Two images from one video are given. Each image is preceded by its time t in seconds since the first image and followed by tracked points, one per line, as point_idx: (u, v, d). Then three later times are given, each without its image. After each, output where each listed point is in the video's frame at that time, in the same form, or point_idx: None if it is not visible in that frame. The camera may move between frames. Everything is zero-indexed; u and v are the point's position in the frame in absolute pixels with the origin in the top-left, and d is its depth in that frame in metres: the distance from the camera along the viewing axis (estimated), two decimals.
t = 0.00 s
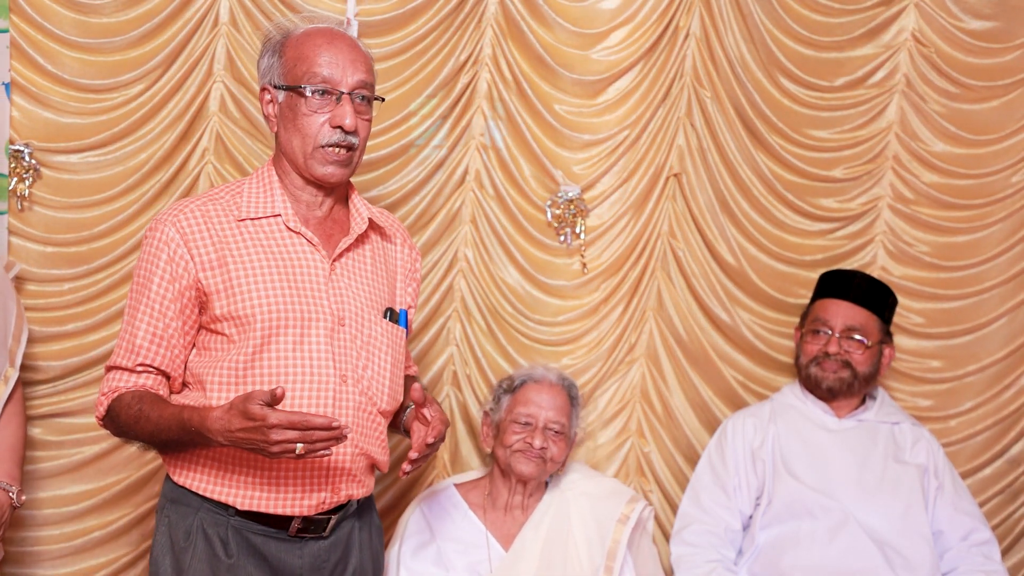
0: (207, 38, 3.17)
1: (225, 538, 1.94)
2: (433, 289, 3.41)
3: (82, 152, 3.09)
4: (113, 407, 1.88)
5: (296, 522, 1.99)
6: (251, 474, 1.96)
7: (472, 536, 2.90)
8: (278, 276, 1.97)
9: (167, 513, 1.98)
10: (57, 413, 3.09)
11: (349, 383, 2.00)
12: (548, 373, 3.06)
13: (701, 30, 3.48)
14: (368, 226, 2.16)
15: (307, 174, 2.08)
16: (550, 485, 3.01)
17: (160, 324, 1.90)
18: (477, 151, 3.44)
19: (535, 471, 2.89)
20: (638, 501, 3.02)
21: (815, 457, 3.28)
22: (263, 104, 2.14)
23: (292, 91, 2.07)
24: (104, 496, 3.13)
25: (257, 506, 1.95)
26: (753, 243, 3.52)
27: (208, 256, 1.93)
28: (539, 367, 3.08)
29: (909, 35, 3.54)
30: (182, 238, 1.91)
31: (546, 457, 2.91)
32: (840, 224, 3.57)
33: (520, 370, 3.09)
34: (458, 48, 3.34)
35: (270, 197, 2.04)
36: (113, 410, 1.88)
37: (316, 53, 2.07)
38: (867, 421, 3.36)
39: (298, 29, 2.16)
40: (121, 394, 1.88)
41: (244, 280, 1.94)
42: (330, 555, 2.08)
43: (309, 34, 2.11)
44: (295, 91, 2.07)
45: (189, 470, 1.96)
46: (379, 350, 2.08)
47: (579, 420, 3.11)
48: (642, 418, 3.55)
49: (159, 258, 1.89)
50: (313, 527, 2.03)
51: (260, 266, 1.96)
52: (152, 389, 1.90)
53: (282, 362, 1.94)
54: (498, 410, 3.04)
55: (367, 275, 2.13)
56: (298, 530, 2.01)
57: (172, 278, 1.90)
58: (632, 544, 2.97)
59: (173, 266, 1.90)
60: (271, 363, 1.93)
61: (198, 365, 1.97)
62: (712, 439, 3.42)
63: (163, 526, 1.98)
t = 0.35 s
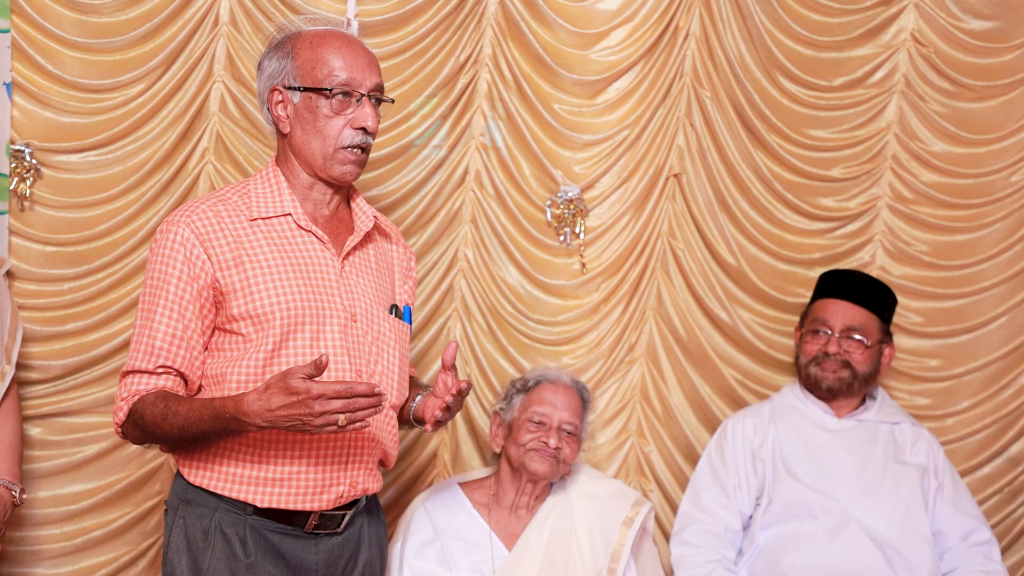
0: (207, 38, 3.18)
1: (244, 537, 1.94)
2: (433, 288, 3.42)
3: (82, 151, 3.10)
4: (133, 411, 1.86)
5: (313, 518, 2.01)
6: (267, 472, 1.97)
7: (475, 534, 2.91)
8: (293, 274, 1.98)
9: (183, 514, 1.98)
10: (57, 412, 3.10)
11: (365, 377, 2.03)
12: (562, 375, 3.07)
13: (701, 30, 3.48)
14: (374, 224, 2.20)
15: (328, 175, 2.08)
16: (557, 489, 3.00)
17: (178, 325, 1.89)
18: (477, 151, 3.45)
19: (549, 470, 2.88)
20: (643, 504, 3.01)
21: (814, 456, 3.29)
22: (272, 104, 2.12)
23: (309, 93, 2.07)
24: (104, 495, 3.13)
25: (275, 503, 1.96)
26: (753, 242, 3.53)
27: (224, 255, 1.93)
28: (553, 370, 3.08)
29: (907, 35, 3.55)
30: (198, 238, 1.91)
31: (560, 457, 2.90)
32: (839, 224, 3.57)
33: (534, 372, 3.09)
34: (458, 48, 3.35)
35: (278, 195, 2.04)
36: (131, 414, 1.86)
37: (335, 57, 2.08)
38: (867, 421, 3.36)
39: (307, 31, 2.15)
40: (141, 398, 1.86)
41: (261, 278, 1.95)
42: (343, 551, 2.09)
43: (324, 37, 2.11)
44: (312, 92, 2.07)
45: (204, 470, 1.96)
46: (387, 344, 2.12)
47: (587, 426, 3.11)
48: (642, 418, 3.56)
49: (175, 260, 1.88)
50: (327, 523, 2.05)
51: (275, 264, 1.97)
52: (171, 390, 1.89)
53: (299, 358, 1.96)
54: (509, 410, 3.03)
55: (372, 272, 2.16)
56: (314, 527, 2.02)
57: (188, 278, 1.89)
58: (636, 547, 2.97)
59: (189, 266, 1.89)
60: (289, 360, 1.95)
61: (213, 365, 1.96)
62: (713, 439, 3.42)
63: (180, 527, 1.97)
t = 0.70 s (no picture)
0: (207, 38, 3.18)
1: (254, 539, 1.94)
2: (433, 288, 3.42)
3: (82, 151, 3.10)
4: (141, 417, 1.85)
5: (320, 517, 2.01)
6: (274, 472, 1.97)
7: (476, 534, 2.91)
8: (295, 273, 1.99)
9: (190, 516, 1.96)
10: (56, 412, 3.10)
11: (367, 375, 2.05)
12: (562, 374, 3.07)
13: (701, 31, 3.48)
14: (369, 223, 2.21)
15: (333, 174, 2.09)
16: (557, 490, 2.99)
17: (182, 329, 1.88)
18: (477, 151, 3.45)
19: (548, 471, 2.88)
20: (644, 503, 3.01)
21: (814, 456, 3.29)
22: (273, 105, 2.09)
23: (313, 94, 2.07)
24: (103, 494, 3.13)
25: (284, 503, 1.96)
26: (752, 242, 3.53)
27: (226, 257, 1.93)
28: (553, 369, 3.08)
29: (906, 35, 3.55)
30: (199, 240, 1.91)
31: (560, 458, 2.91)
32: (838, 223, 3.57)
33: (534, 371, 3.09)
34: (458, 48, 3.36)
35: (275, 195, 2.04)
36: (138, 420, 1.85)
37: (339, 58, 2.08)
38: (867, 421, 3.36)
39: (303, 30, 2.14)
40: (148, 403, 1.85)
41: (264, 278, 1.95)
42: (348, 549, 2.10)
43: (324, 38, 2.11)
44: (316, 92, 2.07)
45: (211, 472, 1.95)
46: (387, 341, 2.14)
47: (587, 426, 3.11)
48: (642, 418, 3.56)
49: (178, 263, 1.88)
50: (334, 522, 2.05)
51: (277, 264, 1.97)
52: (177, 394, 1.89)
53: (303, 357, 1.97)
54: (509, 410, 3.03)
55: (367, 270, 2.18)
56: (322, 526, 2.03)
57: (191, 281, 1.89)
58: (636, 548, 2.97)
59: (192, 269, 1.89)
60: (293, 359, 1.96)
61: (216, 368, 1.96)
62: (713, 439, 3.42)
63: (187, 530, 1.95)
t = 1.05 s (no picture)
0: (207, 38, 3.18)
1: (256, 542, 1.94)
2: (433, 289, 3.43)
3: (83, 151, 3.10)
4: (144, 422, 1.84)
5: (321, 519, 2.02)
6: (276, 474, 1.96)
7: (476, 536, 2.92)
8: (294, 274, 1.99)
9: (190, 521, 1.94)
10: (56, 412, 3.10)
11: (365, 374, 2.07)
12: (563, 375, 3.07)
13: (701, 31, 3.49)
14: (362, 223, 2.24)
15: (325, 172, 2.09)
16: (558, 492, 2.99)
17: (183, 332, 1.87)
18: (477, 151, 3.46)
19: (550, 471, 2.88)
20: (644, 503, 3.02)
21: (814, 456, 3.29)
22: (265, 103, 2.08)
23: (306, 93, 2.06)
24: (103, 494, 3.13)
25: (287, 506, 1.96)
26: (751, 242, 3.53)
27: (227, 258, 1.93)
28: (554, 371, 3.08)
29: (905, 35, 3.55)
30: (199, 242, 1.90)
31: (561, 459, 2.91)
32: (836, 223, 3.57)
33: (535, 372, 3.09)
34: (457, 48, 3.36)
35: (271, 195, 2.04)
36: (142, 424, 1.84)
37: (332, 58, 2.08)
38: (867, 421, 3.36)
39: (295, 28, 2.12)
40: (151, 408, 1.84)
41: (264, 280, 1.95)
42: (345, 549, 2.11)
43: (319, 37, 2.10)
44: (309, 92, 2.06)
45: (212, 476, 1.95)
46: (381, 340, 2.16)
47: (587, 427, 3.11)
48: (642, 418, 3.56)
49: (177, 265, 1.87)
50: (332, 524, 2.06)
51: (275, 264, 1.98)
52: (179, 399, 1.88)
53: (303, 358, 1.98)
54: (510, 411, 3.03)
55: (359, 269, 2.19)
56: (321, 527, 2.04)
57: (192, 283, 1.88)
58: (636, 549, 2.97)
59: (192, 271, 1.88)
60: (293, 360, 1.97)
61: (214, 370, 1.96)
62: (713, 439, 3.42)
63: (187, 535, 1.94)
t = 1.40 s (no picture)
0: (207, 38, 3.18)
1: (258, 545, 1.94)
2: (432, 288, 3.45)
3: (82, 151, 3.12)
4: (177, 426, 1.81)
5: (321, 519, 2.02)
6: (279, 476, 1.96)
7: (477, 538, 2.92)
8: (292, 274, 1.99)
9: (190, 525, 1.93)
10: (56, 411, 3.11)
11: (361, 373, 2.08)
12: (567, 379, 3.07)
13: (701, 31, 3.48)
14: (353, 223, 2.24)
15: (327, 187, 2.08)
16: (558, 495, 2.98)
17: (198, 334, 1.85)
18: (477, 151, 3.47)
19: (552, 476, 2.88)
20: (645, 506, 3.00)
21: (814, 456, 3.29)
22: (290, 106, 2.02)
23: (338, 109, 2.03)
24: (103, 493, 3.14)
25: (290, 507, 1.96)
26: (751, 241, 3.53)
27: (229, 260, 1.92)
28: (557, 373, 3.08)
29: (904, 34, 3.53)
30: (201, 244, 1.89)
31: (563, 464, 2.91)
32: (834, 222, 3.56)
33: (538, 375, 3.09)
34: (457, 49, 3.37)
35: (264, 196, 2.03)
36: (176, 429, 1.81)
37: (363, 75, 2.06)
38: (867, 421, 3.36)
39: (328, 35, 2.07)
40: (182, 411, 1.81)
41: (266, 281, 1.95)
42: (343, 548, 2.12)
43: (353, 51, 2.08)
44: (341, 108, 2.04)
45: (214, 480, 1.94)
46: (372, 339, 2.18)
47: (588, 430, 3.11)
48: (642, 418, 3.56)
49: (183, 268, 1.85)
50: (331, 524, 2.06)
51: (275, 265, 1.97)
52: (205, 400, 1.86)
53: (303, 359, 1.98)
54: (511, 414, 3.03)
55: (348, 269, 2.20)
56: (321, 528, 2.04)
57: (199, 285, 1.86)
58: (637, 550, 2.97)
59: (197, 273, 1.86)
60: (295, 362, 1.97)
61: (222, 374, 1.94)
62: (713, 439, 3.42)
63: (188, 540, 1.92)
